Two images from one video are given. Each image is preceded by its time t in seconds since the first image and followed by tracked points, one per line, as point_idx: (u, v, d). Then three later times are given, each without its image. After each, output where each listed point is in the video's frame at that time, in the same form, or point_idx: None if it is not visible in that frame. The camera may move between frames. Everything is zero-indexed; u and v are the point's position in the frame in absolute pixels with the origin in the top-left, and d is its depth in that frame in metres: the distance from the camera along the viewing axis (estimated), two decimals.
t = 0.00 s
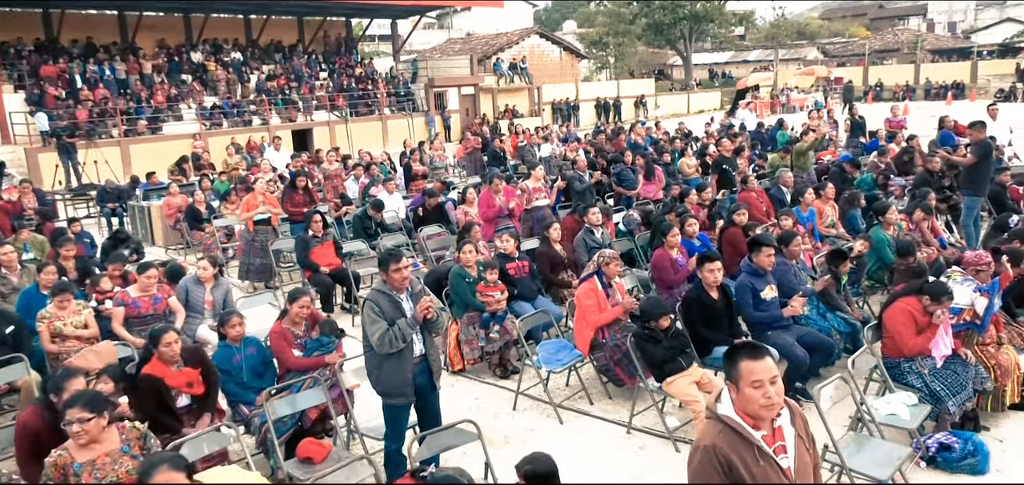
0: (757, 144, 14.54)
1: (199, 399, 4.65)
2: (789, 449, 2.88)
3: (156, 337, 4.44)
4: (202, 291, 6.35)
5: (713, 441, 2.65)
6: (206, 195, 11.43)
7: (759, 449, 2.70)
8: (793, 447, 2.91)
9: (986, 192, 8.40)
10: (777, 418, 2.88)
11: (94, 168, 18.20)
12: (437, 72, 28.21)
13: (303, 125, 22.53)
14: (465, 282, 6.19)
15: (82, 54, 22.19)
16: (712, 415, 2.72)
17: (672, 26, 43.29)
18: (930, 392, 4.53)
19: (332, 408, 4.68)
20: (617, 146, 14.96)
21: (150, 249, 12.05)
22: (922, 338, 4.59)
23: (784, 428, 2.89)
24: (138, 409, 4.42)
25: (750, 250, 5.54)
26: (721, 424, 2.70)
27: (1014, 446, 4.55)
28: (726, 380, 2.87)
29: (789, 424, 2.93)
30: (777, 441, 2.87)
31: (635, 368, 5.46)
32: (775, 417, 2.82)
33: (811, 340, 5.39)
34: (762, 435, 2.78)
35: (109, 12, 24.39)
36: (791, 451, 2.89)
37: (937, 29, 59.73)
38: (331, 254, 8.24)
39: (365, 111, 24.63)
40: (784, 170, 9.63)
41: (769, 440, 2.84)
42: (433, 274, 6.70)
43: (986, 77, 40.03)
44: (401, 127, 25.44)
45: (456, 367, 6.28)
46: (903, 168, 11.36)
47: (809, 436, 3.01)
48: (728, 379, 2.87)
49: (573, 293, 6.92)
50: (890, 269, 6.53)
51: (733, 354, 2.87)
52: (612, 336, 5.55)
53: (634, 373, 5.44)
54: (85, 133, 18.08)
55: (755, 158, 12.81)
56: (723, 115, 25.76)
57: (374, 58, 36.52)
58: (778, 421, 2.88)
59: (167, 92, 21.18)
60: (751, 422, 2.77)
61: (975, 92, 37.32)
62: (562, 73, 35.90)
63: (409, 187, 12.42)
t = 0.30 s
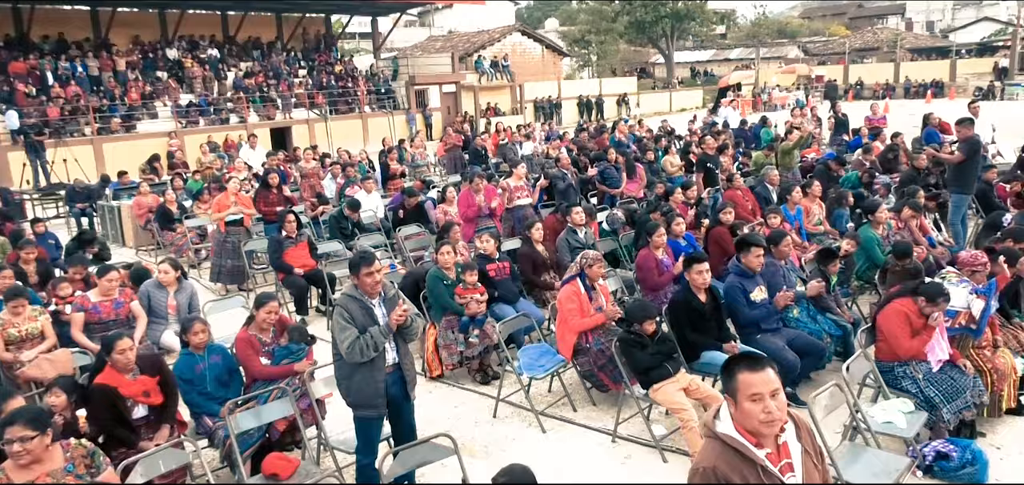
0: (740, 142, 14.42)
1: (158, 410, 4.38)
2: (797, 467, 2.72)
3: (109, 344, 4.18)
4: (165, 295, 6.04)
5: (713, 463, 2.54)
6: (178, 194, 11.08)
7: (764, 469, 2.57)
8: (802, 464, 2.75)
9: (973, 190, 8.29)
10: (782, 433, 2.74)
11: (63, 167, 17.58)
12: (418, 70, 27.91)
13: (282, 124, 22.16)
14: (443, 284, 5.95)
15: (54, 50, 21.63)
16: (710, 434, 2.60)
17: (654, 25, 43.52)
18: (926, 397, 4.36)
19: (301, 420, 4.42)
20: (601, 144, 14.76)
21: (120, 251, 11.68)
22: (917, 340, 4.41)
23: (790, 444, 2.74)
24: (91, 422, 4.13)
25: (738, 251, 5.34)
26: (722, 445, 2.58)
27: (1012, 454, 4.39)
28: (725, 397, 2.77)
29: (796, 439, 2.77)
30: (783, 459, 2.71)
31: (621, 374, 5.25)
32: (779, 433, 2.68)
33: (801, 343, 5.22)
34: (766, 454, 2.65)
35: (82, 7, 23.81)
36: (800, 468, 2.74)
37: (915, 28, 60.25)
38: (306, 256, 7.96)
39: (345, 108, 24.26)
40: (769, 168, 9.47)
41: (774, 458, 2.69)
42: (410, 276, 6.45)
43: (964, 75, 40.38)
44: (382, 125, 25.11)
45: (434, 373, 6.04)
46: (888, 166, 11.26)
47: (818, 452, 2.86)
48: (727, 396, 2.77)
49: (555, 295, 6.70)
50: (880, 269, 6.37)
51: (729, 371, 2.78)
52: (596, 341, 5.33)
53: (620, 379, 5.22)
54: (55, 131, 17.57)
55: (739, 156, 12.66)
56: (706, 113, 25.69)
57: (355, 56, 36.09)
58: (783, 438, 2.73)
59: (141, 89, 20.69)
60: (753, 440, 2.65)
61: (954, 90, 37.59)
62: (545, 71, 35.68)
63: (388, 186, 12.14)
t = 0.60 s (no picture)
0: (724, 140, 14.28)
1: (115, 424, 4.11)
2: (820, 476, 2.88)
3: (60, 355, 3.95)
4: (127, 300, 5.75)
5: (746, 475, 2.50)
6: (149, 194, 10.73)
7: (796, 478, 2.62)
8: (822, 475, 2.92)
9: (961, 188, 8.19)
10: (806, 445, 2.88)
11: (32, 166, 17.01)
12: (399, 67, 27.59)
13: (261, 122, 21.76)
14: (421, 287, 5.71)
15: (24, 47, 21.07)
16: (742, 444, 2.57)
17: (636, 23, 43.92)
18: (924, 400, 4.17)
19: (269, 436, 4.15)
20: (584, 143, 14.56)
21: (89, 252, 11.30)
22: (914, 342, 4.22)
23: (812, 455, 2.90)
24: (42, 439, 3.85)
25: (727, 252, 5.15)
26: (753, 456, 2.54)
27: (1013, 461, 4.21)
28: (751, 401, 2.78)
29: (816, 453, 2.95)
30: (808, 468, 2.86)
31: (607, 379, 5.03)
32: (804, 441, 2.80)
33: (792, 347, 5.05)
34: (795, 463, 2.74)
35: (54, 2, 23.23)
36: (820, 472, 2.92)
37: (894, 27, 60.72)
38: (280, 257, 7.68)
39: (325, 107, 23.89)
40: (755, 166, 9.31)
41: (801, 469, 2.83)
42: (387, 279, 6.20)
43: (943, 74, 40.68)
44: (362, 123, 24.77)
45: (413, 379, 5.81)
46: (873, 164, 11.17)
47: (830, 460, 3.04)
48: (757, 399, 2.77)
49: (538, 297, 6.48)
50: (871, 268, 6.20)
51: (760, 374, 2.78)
52: (581, 345, 5.12)
53: (606, 385, 5.00)
54: (25, 129, 17.07)
55: (723, 154, 12.50)
56: (690, 111, 25.57)
57: (335, 54, 35.65)
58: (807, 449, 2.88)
59: (116, 86, 20.22)
60: (783, 447, 2.71)
61: (933, 89, 37.84)
62: (527, 69, 35.48)
63: (367, 185, 11.86)
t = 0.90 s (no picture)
0: (710, 138, 14.14)
1: (72, 443, 3.86)
2: None
3: (11, 371, 3.69)
4: (92, 306, 5.46)
5: None
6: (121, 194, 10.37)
7: None
8: None
9: (954, 186, 8.07)
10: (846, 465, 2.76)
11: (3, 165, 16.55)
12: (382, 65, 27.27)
13: (240, 120, 21.34)
14: (403, 291, 5.47)
15: None
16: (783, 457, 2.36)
17: (620, 21, 43.59)
18: (927, 411, 4.02)
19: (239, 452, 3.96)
20: (569, 141, 14.35)
21: (60, 254, 10.93)
22: (920, 349, 4.07)
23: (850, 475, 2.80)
24: None
25: (721, 253, 4.96)
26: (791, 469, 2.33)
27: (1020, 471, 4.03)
28: (798, 409, 2.66)
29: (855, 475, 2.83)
30: None
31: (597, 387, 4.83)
32: (845, 455, 2.69)
33: (789, 352, 4.87)
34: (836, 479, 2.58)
35: None
36: None
37: (875, 26, 61.11)
38: (256, 260, 7.40)
39: (306, 105, 23.50)
40: (744, 164, 9.14)
41: None
42: (367, 282, 5.94)
43: (924, 72, 40.95)
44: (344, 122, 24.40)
45: (394, 387, 5.56)
46: (862, 161, 11.05)
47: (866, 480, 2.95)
48: (803, 407, 2.64)
49: (525, 300, 6.25)
50: (866, 269, 6.03)
51: (810, 382, 2.66)
52: (570, 352, 4.92)
53: (596, 393, 4.79)
54: None
55: (710, 152, 12.33)
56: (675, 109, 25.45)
57: (316, 51, 35.20)
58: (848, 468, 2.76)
59: (91, 84, 19.74)
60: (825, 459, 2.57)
61: (915, 87, 38.05)
62: (511, 67, 35.23)
63: (348, 185, 11.57)
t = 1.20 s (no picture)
0: (698, 136, 13.97)
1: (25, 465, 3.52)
2: None
3: None
4: (54, 314, 5.15)
5: None
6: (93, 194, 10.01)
7: None
8: None
9: (948, 185, 7.93)
10: None
11: None
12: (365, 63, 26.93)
13: (220, 119, 20.92)
14: (384, 296, 5.20)
15: None
16: None
17: (604, 19, 43.58)
18: (936, 422, 3.88)
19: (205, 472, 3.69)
20: (555, 139, 14.16)
21: (30, 257, 10.55)
22: (929, 359, 3.91)
23: None
24: None
25: (716, 255, 4.74)
26: None
27: None
28: (867, 435, 2.48)
29: None
30: None
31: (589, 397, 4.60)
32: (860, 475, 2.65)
33: (789, 358, 4.67)
34: None
35: None
36: None
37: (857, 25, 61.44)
38: (232, 262, 7.11)
39: (288, 103, 23.13)
40: (735, 162, 8.96)
41: None
42: (347, 286, 5.67)
43: (907, 71, 41.15)
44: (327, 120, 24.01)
45: (376, 397, 5.30)
46: (852, 159, 10.93)
47: None
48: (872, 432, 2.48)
49: (512, 304, 6.00)
50: (864, 270, 5.84)
51: (876, 404, 2.53)
52: (561, 360, 4.69)
53: (587, 403, 4.56)
54: None
55: (699, 150, 12.15)
56: (661, 106, 25.34)
57: (298, 49, 34.75)
58: None
59: (66, 82, 19.24)
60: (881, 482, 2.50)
61: (898, 85, 38.20)
62: (495, 65, 34.98)
63: (330, 184, 11.28)
